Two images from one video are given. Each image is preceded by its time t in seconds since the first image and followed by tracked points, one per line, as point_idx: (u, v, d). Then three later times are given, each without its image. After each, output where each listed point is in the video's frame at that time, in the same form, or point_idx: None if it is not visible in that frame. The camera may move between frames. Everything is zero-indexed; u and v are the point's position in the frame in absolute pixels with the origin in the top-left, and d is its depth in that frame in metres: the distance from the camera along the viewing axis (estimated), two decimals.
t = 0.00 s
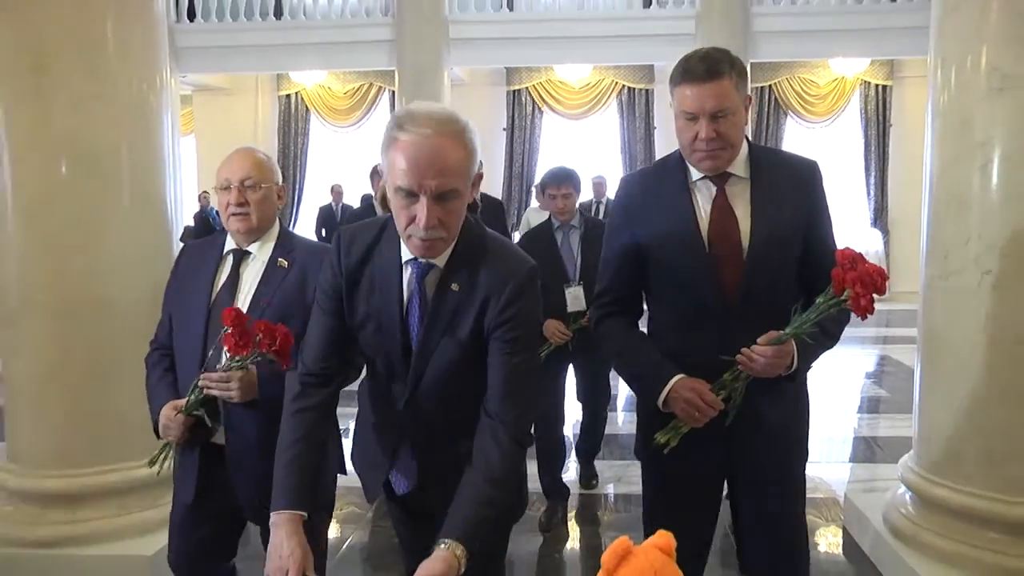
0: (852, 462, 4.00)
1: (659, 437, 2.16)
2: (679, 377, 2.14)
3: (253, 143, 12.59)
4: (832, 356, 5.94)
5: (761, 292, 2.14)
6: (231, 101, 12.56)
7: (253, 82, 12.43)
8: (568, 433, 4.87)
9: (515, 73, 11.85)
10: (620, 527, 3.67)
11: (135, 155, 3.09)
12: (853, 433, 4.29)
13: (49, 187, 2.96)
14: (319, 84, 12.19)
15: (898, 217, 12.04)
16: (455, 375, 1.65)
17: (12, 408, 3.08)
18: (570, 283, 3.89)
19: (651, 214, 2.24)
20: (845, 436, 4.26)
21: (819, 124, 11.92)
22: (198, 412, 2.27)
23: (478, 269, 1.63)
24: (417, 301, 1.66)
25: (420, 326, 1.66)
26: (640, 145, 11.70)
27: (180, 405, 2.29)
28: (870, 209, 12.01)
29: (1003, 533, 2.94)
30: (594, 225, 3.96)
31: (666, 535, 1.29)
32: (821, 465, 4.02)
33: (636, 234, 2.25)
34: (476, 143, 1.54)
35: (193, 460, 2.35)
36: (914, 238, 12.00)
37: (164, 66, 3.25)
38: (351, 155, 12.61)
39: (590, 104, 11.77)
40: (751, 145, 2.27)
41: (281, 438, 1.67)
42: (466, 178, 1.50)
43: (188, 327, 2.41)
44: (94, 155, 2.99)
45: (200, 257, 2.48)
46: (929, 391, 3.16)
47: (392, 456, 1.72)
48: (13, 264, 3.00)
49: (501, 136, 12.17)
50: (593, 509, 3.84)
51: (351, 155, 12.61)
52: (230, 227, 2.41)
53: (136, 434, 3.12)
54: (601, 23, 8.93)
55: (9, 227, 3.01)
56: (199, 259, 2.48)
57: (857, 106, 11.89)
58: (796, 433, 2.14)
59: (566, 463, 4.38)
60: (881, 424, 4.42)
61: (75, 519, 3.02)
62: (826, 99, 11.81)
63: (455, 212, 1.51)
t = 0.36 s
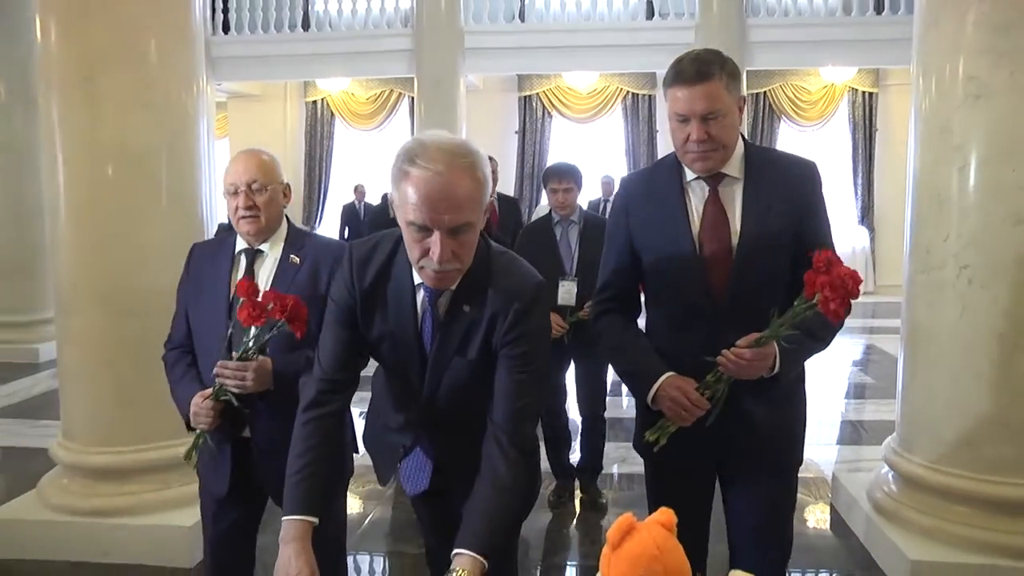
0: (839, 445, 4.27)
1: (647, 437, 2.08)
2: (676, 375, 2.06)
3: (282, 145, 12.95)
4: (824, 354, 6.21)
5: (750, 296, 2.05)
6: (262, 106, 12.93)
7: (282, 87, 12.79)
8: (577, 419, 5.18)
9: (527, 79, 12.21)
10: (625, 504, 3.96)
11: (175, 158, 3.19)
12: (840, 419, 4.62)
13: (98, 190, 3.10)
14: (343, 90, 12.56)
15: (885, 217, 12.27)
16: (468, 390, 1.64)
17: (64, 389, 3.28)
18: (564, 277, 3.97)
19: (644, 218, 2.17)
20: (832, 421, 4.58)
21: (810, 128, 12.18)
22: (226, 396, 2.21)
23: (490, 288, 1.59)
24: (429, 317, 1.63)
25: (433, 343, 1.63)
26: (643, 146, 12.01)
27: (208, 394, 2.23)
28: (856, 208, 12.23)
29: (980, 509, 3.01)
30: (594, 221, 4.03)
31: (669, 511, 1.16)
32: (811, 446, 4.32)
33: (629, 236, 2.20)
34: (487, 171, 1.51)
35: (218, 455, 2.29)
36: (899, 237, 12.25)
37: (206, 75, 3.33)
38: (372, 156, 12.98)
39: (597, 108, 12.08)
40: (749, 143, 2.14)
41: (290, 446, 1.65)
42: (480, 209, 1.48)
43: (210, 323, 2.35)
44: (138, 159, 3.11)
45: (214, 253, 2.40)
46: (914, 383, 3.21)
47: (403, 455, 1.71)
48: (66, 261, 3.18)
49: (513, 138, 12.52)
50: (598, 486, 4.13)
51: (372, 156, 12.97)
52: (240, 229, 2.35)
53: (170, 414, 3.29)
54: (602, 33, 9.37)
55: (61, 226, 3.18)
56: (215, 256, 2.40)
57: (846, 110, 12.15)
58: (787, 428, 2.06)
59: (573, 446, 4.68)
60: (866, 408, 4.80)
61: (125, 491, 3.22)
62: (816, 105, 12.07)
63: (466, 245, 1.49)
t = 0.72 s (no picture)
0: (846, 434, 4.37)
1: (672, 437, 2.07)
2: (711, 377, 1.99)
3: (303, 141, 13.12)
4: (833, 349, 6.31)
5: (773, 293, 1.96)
6: (282, 103, 13.11)
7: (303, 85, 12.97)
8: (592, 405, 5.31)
9: (543, 75, 12.30)
10: (636, 491, 4.04)
11: (201, 150, 3.24)
12: (849, 410, 4.77)
13: (129, 181, 3.18)
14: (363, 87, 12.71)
15: (893, 211, 12.33)
16: (497, 370, 1.73)
17: (96, 378, 3.42)
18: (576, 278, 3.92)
19: (679, 213, 2.05)
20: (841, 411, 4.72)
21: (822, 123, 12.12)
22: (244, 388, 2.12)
23: (515, 275, 1.68)
24: (455, 303, 1.72)
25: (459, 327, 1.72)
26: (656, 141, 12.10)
27: (228, 383, 2.11)
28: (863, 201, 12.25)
29: (983, 499, 2.85)
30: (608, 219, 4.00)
31: (681, 499, 1.23)
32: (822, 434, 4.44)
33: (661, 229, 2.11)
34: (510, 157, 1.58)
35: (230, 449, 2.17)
36: (906, 230, 12.31)
37: (229, 70, 3.38)
38: (391, 151, 13.14)
39: (611, 104, 12.15)
40: (779, 132, 2.03)
41: (321, 436, 1.69)
42: (505, 194, 1.55)
43: (207, 315, 2.20)
44: (166, 151, 3.17)
45: (200, 244, 2.24)
46: (918, 372, 3.05)
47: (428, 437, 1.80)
48: (98, 251, 3.27)
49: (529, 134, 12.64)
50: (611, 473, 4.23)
51: (391, 152, 13.14)
52: (229, 222, 2.19)
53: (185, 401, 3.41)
54: (615, 32, 9.52)
55: (92, 218, 3.27)
56: (202, 247, 2.23)
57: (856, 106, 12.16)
58: (806, 423, 1.98)
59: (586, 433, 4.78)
60: (873, 399, 4.99)
61: (153, 475, 3.35)
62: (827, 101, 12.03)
63: (490, 229, 1.56)
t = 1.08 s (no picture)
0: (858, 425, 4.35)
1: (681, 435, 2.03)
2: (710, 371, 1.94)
3: (316, 131, 13.15)
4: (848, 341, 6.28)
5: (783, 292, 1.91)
6: (295, 94, 13.14)
7: (315, 75, 12.98)
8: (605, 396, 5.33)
9: (555, 64, 12.27)
10: (647, 481, 4.05)
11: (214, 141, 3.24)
12: (862, 401, 4.76)
13: (142, 170, 3.19)
14: (375, 77, 12.72)
15: (905, 200, 12.25)
16: (516, 329, 1.76)
17: (109, 368, 3.43)
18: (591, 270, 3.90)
19: (687, 211, 2.01)
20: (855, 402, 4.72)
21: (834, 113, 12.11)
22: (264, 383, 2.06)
23: (531, 225, 1.76)
24: (471, 263, 1.77)
25: (475, 290, 1.77)
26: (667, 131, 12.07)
27: (241, 379, 2.05)
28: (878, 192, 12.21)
29: (995, 491, 2.83)
30: (627, 210, 3.94)
31: (692, 489, 1.22)
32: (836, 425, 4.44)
33: (668, 225, 2.07)
34: (520, 110, 1.68)
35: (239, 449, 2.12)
36: (918, 219, 12.24)
37: (241, 62, 3.38)
38: (403, 142, 13.15)
39: (624, 93, 12.13)
40: (784, 122, 1.96)
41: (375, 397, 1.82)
42: (514, 143, 1.64)
43: (202, 311, 2.13)
44: (179, 142, 3.18)
45: (187, 239, 2.18)
46: (930, 362, 3.04)
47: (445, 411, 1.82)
48: (111, 242, 3.28)
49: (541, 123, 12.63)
50: (622, 463, 4.23)
51: (402, 142, 13.15)
52: (219, 219, 2.11)
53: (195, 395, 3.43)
54: (627, 21, 9.49)
55: (104, 208, 3.27)
56: (189, 242, 2.16)
57: (870, 96, 12.10)
58: (814, 416, 1.93)
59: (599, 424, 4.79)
60: (884, 390, 4.99)
61: (165, 464, 3.36)
62: (840, 91, 12.01)
63: (502, 172, 1.65)
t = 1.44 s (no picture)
0: (860, 424, 4.36)
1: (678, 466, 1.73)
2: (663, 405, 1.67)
3: (316, 131, 13.16)
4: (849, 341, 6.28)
5: (772, 300, 1.77)
6: (296, 94, 13.15)
7: (316, 75, 12.99)
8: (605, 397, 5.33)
9: (555, 64, 12.30)
10: (649, 480, 4.05)
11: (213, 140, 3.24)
12: (862, 400, 4.77)
13: (142, 170, 3.19)
14: (376, 77, 12.73)
15: (906, 199, 12.24)
16: (519, 294, 1.99)
17: (109, 367, 3.43)
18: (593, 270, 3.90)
19: (656, 231, 1.86)
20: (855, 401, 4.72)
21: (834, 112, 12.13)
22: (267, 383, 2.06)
23: (533, 203, 2.02)
24: (476, 235, 2.02)
25: (481, 259, 2.01)
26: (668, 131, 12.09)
27: (245, 381, 2.04)
28: (878, 191, 12.22)
29: (996, 491, 2.83)
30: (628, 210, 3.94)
31: (694, 488, 1.22)
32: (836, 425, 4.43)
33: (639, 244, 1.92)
34: (511, 98, 1.97)
35: (240, 451, 2.13)
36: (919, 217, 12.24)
37: (242, 61, 3.37)
38: (404, 142, 13.16)
39: (625, 93, 12.16)
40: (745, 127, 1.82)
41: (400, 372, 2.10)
42: (507, 122, 1.93)
43: (202, 308, 2.13)
44: (179, 142, 3.18)
45: (189, 235, 2.17)
46: (930, 362, 3.04)
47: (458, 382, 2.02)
48: (111, 241, 3.28)
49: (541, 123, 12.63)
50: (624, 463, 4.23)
51: (403, 142, 13.16)
52: (225, 217, 2.11)
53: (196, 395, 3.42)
54: (629, 20, 9.50)
55: (105, 208, 3.27)
56: (192, 240, 2.16)
57: (870, 95, 12.12)
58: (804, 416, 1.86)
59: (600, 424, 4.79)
60: (885, 389, 5.00)
61: (166, 463, 3.36)
62: (839, 91, 12.06)
63: (496, 146, 1.93)
